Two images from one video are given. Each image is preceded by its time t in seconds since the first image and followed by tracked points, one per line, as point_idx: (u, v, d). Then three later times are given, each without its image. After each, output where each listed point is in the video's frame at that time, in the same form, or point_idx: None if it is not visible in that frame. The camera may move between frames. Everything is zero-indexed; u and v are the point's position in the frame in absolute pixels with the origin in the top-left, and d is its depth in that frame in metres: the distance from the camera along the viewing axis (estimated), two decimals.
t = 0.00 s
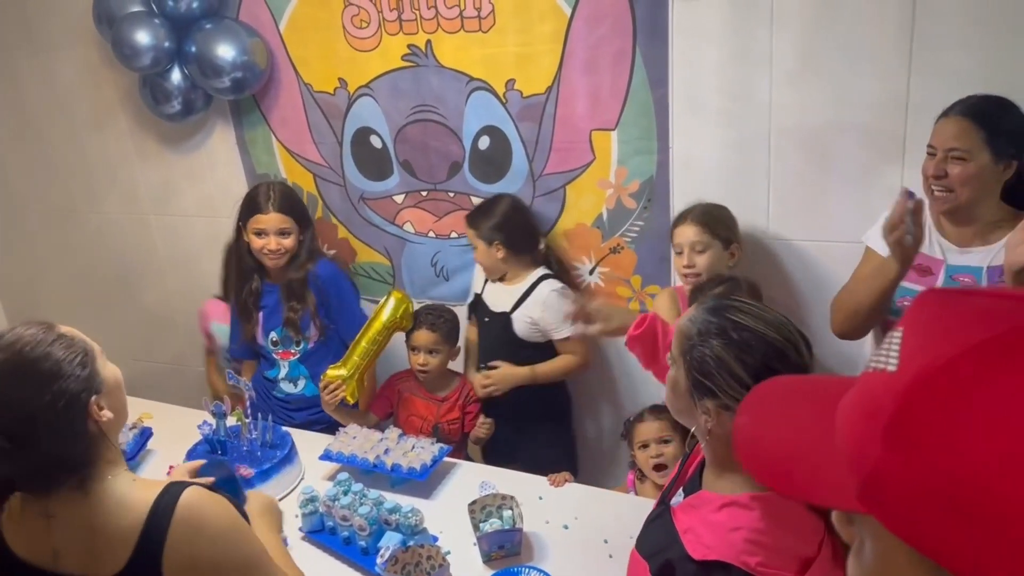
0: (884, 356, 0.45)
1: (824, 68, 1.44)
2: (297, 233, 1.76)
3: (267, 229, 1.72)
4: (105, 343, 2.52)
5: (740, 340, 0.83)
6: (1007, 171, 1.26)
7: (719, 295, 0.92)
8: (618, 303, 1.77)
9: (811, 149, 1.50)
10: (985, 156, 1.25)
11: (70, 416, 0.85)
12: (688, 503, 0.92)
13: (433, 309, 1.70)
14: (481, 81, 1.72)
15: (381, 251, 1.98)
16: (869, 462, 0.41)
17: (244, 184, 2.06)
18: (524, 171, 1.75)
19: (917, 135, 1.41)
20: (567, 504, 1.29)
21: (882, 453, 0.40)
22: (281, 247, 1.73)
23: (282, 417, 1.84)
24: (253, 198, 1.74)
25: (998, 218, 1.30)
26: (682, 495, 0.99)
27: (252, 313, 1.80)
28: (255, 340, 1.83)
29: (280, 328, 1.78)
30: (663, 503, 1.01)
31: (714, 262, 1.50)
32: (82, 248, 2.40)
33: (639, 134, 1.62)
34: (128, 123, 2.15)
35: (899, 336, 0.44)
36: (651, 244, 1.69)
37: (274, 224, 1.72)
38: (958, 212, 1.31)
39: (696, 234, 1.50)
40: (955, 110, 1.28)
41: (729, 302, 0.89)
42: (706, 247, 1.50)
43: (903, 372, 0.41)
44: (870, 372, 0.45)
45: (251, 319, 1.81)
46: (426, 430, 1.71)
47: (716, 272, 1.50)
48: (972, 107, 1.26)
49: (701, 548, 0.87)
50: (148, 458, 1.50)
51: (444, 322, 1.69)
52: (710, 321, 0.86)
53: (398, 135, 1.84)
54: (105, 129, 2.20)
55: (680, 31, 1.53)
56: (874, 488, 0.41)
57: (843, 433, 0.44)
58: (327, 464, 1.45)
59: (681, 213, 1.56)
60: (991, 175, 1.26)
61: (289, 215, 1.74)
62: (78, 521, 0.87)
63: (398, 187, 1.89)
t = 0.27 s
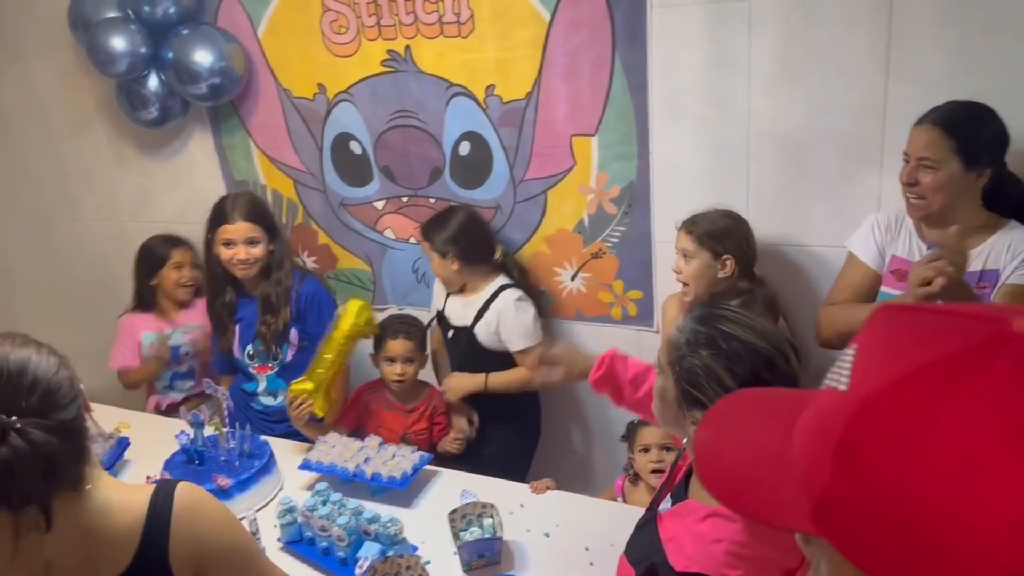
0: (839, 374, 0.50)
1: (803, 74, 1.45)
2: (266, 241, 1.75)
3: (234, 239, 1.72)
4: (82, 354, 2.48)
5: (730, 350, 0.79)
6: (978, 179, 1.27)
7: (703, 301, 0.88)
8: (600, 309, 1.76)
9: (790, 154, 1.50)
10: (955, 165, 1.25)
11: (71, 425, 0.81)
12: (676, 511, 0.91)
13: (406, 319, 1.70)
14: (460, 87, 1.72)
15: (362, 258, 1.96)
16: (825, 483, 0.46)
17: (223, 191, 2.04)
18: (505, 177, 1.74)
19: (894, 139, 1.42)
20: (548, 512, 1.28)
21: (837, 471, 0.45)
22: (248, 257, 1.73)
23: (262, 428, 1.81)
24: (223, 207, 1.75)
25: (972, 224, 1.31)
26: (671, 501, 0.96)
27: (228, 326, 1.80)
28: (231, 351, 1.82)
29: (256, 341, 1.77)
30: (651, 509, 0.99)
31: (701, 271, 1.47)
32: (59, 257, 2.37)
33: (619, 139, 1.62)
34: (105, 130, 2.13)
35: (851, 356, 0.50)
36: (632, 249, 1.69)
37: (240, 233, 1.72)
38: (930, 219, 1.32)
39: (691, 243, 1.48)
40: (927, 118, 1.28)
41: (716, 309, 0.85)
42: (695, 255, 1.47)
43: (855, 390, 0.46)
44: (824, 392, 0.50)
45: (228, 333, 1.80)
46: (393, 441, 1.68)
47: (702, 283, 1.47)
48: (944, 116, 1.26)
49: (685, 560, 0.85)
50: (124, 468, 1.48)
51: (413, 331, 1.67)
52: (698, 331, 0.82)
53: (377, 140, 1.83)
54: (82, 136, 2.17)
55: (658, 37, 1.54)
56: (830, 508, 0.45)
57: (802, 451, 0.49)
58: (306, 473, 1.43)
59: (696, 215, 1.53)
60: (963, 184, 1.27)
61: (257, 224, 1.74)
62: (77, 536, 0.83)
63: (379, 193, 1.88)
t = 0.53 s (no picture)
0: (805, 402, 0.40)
1: (793, 76, 1.45)
2: (249, 245, 1.73)
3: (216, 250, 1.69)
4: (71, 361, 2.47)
5: (715, 369, 0.77)
6: (966, 177, 1.27)
7: (688, 317, 0.87)
8: (592, 312, 1.76)
9: (781, 156, 1.50)
10: (941, 162, 1.26)
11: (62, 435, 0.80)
12: (670, 529, 0.88)
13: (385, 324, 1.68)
14: (451, 91, 1.71)
15: (353, 262, 1.95)
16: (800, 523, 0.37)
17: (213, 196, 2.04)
18: (496, 180, 1.74)
19: (884, 141, 1.42)
20: (541, 517, 1.27)
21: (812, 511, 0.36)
22: (234, 265, 1.70)
23: (252, 434, 1.81)
24: (199, 220, 1.71)
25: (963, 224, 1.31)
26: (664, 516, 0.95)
27: (221, 338, 1.80)
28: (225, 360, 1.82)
29: (253, 344, 1.76)
30: (645, 522, 0.98)
31: (686, 271, 1.47)
32: (48, 263, 2.35)
33: (610, 142, 1.62)
34: (94, 135, 2.12)
35: (821, 382, 0.40)
36: (624, 252, 1.68)
37: (221, 244, 1.68)
38: (920, 219, 1.31)
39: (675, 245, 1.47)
40: (915, 116, 1.29)
41: (700, 325, 0.83)
42: (679, 256, 1.47)
43: (828, 417, 0.37)
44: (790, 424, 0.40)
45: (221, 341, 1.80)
46: (385, 444, 1.65)
47: (687, 283, 1.46)
48: (931, 114, 1.27)
49: None
50: (115, 476, 1.47)
51: (393, 333, 1.66)
52: (683, 349, 0.80)
53: (368, 144, 1.83)
54: (72, 141, 2.16)
55: (649, 40, 1.53)
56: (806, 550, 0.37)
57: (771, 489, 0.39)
58: (298, 479, 1.43)
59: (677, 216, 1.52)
60: (951, 182, 1.27)
61: (236, 231, 1.71)
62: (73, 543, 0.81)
63: (370, 197, 1.87)
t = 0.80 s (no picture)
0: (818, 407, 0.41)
1: (790, 76, 1.45)
2: (255, 249, 1.73)
3: (221, 245, 1.70)
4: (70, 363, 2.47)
5: (707, 384, 0.77)
6: (945, 174, 1.27)
7: (681, 327, 0.86)
8: (591, 313, 1.76)
9: (778, 156, 1.51)
10: (919, 162, 1.26)
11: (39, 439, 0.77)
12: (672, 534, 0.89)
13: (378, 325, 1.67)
14: (448, 93, 1.72)
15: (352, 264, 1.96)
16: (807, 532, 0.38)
17: (211, 199, 2.04)
18: (494, 182, 1.74)
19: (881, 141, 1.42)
20: (542, 517, 1.27)
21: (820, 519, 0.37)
22: (237, 264, 1.71)
23: (250, 436, 1.81)
24: (213, 213, 1.72)
25: (950, 221, 1.31)
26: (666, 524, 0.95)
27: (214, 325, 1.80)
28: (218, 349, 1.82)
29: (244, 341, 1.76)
30: (647, 531, 0.98)
31: (663, 285, 1.48)
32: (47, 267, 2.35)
33: (607, 143, 1.62)
34: (92, 138, 2.12)
35: (831, 387, 0.41)
36: (622, 253, 1.69)
37: (229, 241, 1.69)
38: (906, 220, 1.32)
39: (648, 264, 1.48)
40: (889, 121, 1.29)
41: (693, 337, 0.83)
42: (652, 274, 1.48)
43: (836, 426, 0.38)
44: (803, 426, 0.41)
45: (214, 330, 1.80)
46: (388, 444, 1.67)
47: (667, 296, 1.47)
48: (907, 117, 1.27)
49: None
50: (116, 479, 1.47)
51: (394, 337, 1.65)
52: (674, 363, 0.80)
53: (366, 147, 1.83)
54: (70, 144, 2.16)
55: (646, 41, 1.54)
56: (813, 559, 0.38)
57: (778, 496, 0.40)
58: (298, 482, 1.43)
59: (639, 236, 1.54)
60: (929, 180, 1.27)
61: (246, 232, 1.71)
62: (66, 544, 0.77)
63: (367, 200, 1.87)
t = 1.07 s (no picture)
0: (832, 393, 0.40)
1: (790, 74, 1.45)
2: (256, 249, 1.71)
3: (222, 246, 1.68)
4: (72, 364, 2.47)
5: (711, 391, 0.77)
6: (930, 169, 1.27)
7: (686, 329, 0.86)
8: (593, 312, 1.76)
9: (779, 154, 1.51)
10: (902, 160, 1.26)
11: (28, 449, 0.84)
12: (673, 536, 0.89)
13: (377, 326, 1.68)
14: (449, 92, 1.72)
15: (354, 264, 1.96)
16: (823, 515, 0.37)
17: (212, 200, 2.04)
18: (495, 181, 1.74)
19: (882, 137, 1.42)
20: (545, 515, 1.27)
21: (834, 502, 0.36)
22: (238, 264, 1.69)
23: (252, 439, 1.81)
24: (213, 213, 1.70)
25: (940, 214, 1.31)
26: (667, 526, 0.95)
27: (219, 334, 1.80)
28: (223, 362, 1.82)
29: (247, 351, 1.76)
30: (648, 533, 0.97)
31: (642, 293, 1.47)
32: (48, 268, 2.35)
33: (608, 142, 1.62)
34: (93, 140, 2.12)
35: (845, 372, 0.40)
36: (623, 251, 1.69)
37: (230, 240, 1.68)
38: (896, 217, 1.32)
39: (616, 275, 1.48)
40: (870, 123, 1.30)
41: (698, 340, 0.83)
42: (627, 283, 1.47)
43: (850, 407, 0.37)
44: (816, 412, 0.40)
45: (218, 343, 1.81)
46: (392, 443, 1.67)
47: (645, 304, 1.46)
48: (887, 116, 1.27)
49: None
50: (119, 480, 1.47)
51: (394, 337, 1.67)
52: (679, 368, 0.80)
53: (367, 146, 1.83)
54: (70, 146, 2.16)
55: (646, 39, 1.54)
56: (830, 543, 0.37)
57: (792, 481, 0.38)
58: (301, 481, 1.43)
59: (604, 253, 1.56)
60: (914, 177, 1.27)
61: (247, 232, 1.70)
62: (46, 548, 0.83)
63: (368, 200, 1.87)
